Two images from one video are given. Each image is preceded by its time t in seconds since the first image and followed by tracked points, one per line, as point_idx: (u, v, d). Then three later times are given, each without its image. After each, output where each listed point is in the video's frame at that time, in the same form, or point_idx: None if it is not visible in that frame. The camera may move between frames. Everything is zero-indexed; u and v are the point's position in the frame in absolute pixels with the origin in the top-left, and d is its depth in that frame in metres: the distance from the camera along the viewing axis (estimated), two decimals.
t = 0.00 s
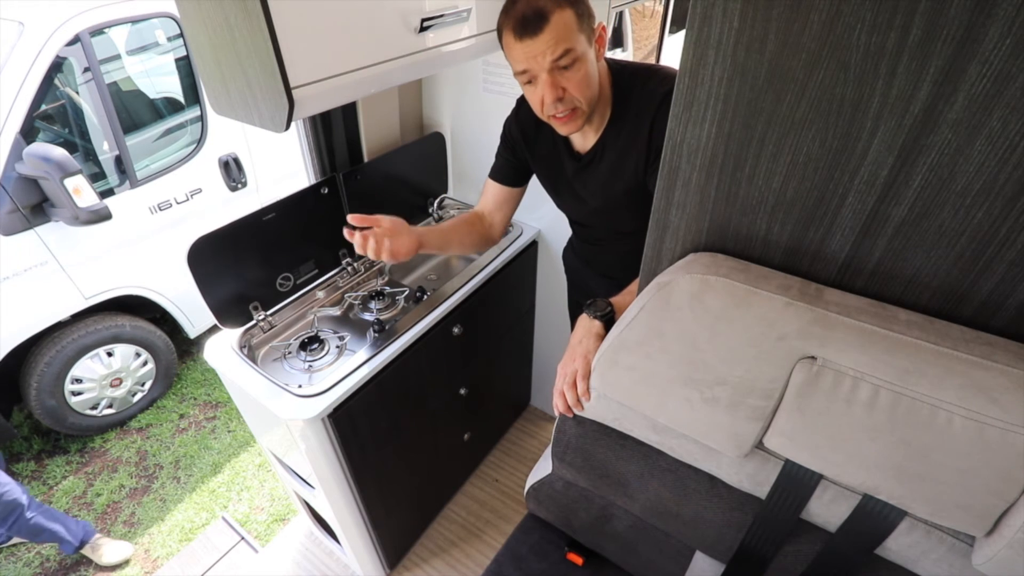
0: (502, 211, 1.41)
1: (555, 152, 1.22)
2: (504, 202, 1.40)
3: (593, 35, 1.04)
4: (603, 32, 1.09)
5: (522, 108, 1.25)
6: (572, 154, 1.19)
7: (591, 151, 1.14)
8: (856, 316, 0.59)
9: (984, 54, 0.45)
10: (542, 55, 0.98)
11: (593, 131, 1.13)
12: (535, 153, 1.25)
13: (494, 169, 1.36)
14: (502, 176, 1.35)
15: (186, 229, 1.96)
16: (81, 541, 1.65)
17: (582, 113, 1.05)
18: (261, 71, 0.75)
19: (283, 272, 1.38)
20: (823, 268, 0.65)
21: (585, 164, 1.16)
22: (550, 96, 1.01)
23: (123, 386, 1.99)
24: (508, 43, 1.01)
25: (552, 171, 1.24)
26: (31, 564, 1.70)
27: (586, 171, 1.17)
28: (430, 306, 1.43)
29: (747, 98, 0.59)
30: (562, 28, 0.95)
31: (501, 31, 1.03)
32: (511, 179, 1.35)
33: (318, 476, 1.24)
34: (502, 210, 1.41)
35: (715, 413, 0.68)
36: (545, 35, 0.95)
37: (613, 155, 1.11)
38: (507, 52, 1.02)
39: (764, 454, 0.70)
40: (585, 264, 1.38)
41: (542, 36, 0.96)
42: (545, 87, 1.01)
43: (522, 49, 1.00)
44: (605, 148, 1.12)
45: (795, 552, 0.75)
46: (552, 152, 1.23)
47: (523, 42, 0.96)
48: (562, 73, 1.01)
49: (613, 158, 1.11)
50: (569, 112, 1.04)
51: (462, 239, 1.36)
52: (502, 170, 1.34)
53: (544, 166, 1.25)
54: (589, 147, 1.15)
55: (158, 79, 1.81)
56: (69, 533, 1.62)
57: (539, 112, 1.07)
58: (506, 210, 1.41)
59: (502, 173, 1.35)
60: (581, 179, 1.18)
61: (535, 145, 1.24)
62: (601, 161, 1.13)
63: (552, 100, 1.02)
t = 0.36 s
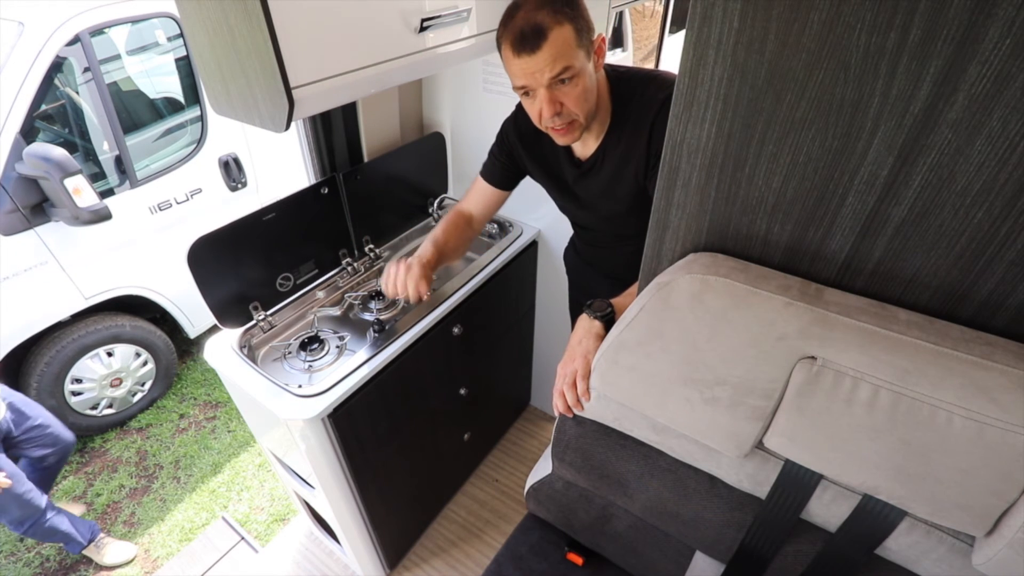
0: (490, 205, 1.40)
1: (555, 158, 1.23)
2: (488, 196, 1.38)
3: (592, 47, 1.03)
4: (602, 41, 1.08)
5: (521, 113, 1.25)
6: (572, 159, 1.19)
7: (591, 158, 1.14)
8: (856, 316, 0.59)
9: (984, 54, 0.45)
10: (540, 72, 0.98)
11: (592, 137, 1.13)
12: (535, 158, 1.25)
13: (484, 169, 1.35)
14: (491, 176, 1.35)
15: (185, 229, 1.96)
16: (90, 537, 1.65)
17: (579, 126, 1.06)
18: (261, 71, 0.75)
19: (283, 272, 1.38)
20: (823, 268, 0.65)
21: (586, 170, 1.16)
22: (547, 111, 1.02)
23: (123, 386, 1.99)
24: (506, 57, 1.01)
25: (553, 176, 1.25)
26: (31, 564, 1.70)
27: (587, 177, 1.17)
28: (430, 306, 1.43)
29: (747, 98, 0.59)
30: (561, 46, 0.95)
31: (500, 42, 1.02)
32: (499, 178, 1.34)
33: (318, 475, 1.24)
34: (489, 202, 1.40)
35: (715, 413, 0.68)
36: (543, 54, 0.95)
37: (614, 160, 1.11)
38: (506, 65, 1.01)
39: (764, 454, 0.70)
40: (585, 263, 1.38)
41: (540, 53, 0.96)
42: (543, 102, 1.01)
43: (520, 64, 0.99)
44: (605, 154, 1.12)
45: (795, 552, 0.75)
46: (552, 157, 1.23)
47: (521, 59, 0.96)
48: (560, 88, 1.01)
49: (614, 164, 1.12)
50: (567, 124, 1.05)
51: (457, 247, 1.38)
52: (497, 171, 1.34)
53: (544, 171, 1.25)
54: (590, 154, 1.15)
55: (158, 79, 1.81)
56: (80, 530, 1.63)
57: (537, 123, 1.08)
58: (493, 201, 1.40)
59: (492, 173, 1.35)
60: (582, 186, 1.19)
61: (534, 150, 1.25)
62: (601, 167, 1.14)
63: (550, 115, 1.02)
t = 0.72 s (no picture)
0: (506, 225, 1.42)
1: (552, 161, 1.22)
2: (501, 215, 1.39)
3: (576, 49, 1.03)
4: (589, 44, 1.08)
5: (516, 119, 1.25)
6: (569, 164, 1.18)
7: (588, 162, 1.14)
8: (856, 316, 0.59)
9: (984, 54, 0.45)
10: (524, 77, 0.98)
11: (589, 140, 1.13)
12: (533, 162, 1.25)
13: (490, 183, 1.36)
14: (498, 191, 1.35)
15: (185, 229, 1.96)
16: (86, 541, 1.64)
17: (570, 127, 1.05)
18: (261, 72, 0.75)
19: (283, 272, 1.38)
20: (823, 268, 0.65)
21: (583, 174, 1.16)
22: (535, 115, 1.02)
23: (123, 386, 1.99)
24: (492, 65, 1.02)
25: (551, 180, 1.25)
26: (31, 564, 1.70)
27: (585, 179, 1.16)
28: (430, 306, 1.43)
29: (747, 98, 0.59)
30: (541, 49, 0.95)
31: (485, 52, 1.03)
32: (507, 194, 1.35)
33: (318, 476, 1.24)
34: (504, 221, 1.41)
35: (715, 413, 0.68)
36: (525, 60, 0.96)
37: (611, 161, 1.11)
38: (493, 73, 1.03)
39: (764, 454, 0.70)
40: (585, 263, 1.38)
41: (522, 58, 0.96)
42: (530, 107, 1.01)
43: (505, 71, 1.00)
44: (602, 157, 1.11)
45: (795, 552, 0.75)
46: (550, 161, 1.23)
47: (503, 66, 0.97)
48: (546, 91, 1.01)
49: (611, 165, 1.11)
50: (557, 128, 1.04)
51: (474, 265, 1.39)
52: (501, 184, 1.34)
53: (543, 174, 1.25)
54: (586, 158, 1.15)
55: (158, 79, 1.81)
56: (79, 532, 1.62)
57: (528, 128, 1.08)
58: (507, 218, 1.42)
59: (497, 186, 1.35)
60: (581, 189, 1.18)
61: (530, 155, 1.24)
62: (599, 169, 1.13)
63: (538, 118, 1.02)
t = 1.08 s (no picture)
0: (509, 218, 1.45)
1: (549, 158, 1.22)
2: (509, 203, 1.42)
3: (571, 36, 1.04)
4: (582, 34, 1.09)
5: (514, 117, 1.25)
6: (567, 161, 1.18)
7: (585, 158, 1.14)
8: (856, 316, 0.59)
9: (984, 54, 0.45)
10: (523, 57, 0.98)
11: (586, 135, 1.13)
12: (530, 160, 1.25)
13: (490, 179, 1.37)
14: (496, 186, 1.36)
15: (185, 229, 1.96)
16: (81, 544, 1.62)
17: (571, 112, 1.04)
18: (261, 71, 0.75)
19: (283, 272, 1.38)
20: (823, 268, 0.64)
21: (580, 171, 1.16)
22: (537, 96, 1.00)
23: (123, 386, 1.99)
24: (489, 53, 1.02)
25: (548, 178, 1.25)
26: (31, 564, 1.70)
27: (583, 177, 1.17)
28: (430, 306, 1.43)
29: (747, 98, 0.59)
30: (539, 25, 0.96)
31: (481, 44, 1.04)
32: (503, 188, 1.36)
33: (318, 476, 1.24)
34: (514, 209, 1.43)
35: (715, 413, 0.68)
36: (523, 36, 0.96)
37: (608, 159, 1.11)
38: (490, 60, 1.02)
39: (764, 454, 0.70)
40: (585, 263, 1.37)
41: (520, 38, 0.97)
42: (530, 87, 1.00)
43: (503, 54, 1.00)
44: (599, 153, 1.12)
45: (795, 552, 0.75)
46: (547, 159, 1.23)
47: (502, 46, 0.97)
48: (546, 72, 1.00)
49: (608, 163, 1.12)
50: (558, 113, 1.02)
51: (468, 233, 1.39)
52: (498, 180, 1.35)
53: (541, 172, 1.25)
54: (583, 154, 1.15)
55: (158, 79, 1.81)
56: (78, 534, 1.60)
57: (529, 116, 1.06)
58: (516, 204, 1.45)
59: (496, 181, 1.36)
60: (578, 186, 1.18)
61: (528, 154, 1.24)
62: (596, 167, 1.14)
63: (540, 100, 1.00)
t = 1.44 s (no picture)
0: (520, 218, 1.46)
1: (544, 164, 1.22)
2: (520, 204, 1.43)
3: (558, 49, 1.04)
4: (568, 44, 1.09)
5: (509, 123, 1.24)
6: (562, 167, 1.18)
7: (580, 164, 1.13)
8: (856, 316, 0.59)
9: (984, 54, 0.46)
10: (515, 76, 0.98)
11: (580, 141, 1.13)
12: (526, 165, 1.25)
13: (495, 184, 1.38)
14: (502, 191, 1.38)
15: (185, 229, 1.96)
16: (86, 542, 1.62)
17: (565, 123, 1.04)
18: (261, 71, 0.75)
19: (283, 272, 1.38)
20: (823, 268, 0.65)
21: (576, 177, 1.16)
22: (531, 112, 1.00)
23: (123, 386, 1.99)
24: (480, 75, 1.01)
25: (544, 183, 1.25)
26: (31, 564, 1.70)
27: (578, 182, 1.16)
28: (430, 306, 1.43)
29: (747, 98, 0.59)
30: (528, 44, 0.95)
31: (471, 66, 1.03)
32: (509, 192, 1.38)
33: (318, 476, 1.24)
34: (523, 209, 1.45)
35: (714, 413, 0.68)
36: (513, 57, 0.96)
37: (602, 164, 1.11)
38: (482, 80, 1.02)
39: (764, 454, 0.70)
40: (585, 263, 1.38)
41: (510, 58, 0.96)
42: (525, 105, 1.00)
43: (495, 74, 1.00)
44: (594, 158, 1.11)
45: (795, 552, 0.75)
46: (542, 164, 1.23)
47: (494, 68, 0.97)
48: (538, 89, 1.00)
49: (602, 168, 1.11)
50: (553, 126, 1.03)
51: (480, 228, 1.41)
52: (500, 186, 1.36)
53: (538, 177, 1.25)
54: (578, 159, 1.14)
55: (158, 79, 1.81)
56: (82, 531, 1.61)
57: (525, 131, 1.07)
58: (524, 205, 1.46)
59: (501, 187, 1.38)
60: (575, 192, 1.18)
61: (522, 159, 1.25)
62: (590, 172, 1.13)
63: (535, 116, 1.00)
